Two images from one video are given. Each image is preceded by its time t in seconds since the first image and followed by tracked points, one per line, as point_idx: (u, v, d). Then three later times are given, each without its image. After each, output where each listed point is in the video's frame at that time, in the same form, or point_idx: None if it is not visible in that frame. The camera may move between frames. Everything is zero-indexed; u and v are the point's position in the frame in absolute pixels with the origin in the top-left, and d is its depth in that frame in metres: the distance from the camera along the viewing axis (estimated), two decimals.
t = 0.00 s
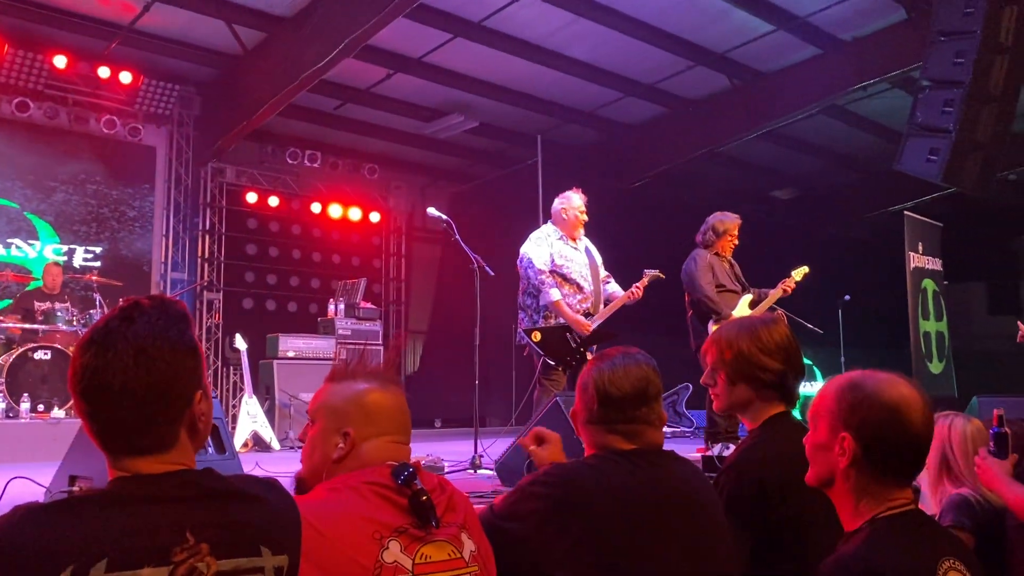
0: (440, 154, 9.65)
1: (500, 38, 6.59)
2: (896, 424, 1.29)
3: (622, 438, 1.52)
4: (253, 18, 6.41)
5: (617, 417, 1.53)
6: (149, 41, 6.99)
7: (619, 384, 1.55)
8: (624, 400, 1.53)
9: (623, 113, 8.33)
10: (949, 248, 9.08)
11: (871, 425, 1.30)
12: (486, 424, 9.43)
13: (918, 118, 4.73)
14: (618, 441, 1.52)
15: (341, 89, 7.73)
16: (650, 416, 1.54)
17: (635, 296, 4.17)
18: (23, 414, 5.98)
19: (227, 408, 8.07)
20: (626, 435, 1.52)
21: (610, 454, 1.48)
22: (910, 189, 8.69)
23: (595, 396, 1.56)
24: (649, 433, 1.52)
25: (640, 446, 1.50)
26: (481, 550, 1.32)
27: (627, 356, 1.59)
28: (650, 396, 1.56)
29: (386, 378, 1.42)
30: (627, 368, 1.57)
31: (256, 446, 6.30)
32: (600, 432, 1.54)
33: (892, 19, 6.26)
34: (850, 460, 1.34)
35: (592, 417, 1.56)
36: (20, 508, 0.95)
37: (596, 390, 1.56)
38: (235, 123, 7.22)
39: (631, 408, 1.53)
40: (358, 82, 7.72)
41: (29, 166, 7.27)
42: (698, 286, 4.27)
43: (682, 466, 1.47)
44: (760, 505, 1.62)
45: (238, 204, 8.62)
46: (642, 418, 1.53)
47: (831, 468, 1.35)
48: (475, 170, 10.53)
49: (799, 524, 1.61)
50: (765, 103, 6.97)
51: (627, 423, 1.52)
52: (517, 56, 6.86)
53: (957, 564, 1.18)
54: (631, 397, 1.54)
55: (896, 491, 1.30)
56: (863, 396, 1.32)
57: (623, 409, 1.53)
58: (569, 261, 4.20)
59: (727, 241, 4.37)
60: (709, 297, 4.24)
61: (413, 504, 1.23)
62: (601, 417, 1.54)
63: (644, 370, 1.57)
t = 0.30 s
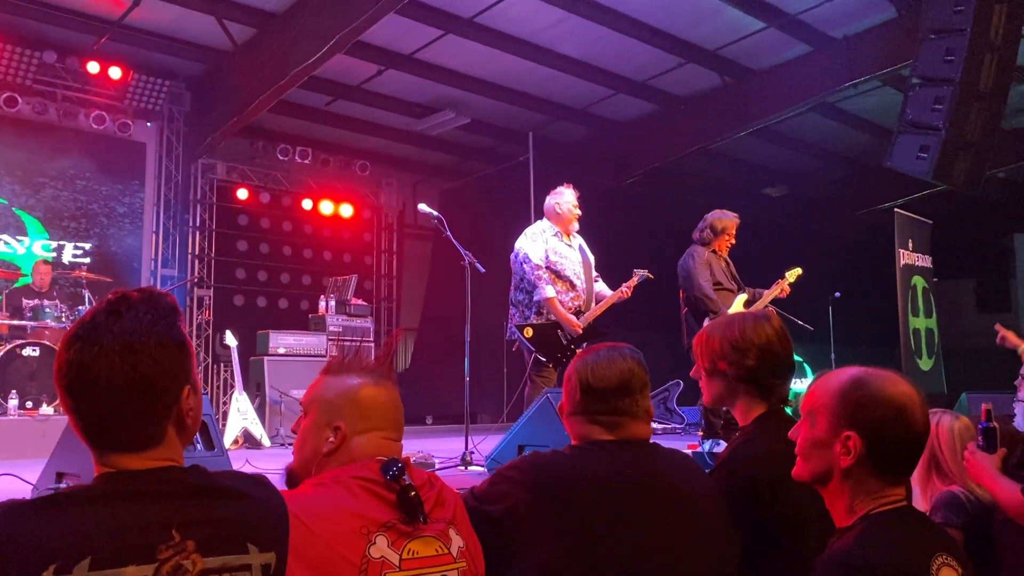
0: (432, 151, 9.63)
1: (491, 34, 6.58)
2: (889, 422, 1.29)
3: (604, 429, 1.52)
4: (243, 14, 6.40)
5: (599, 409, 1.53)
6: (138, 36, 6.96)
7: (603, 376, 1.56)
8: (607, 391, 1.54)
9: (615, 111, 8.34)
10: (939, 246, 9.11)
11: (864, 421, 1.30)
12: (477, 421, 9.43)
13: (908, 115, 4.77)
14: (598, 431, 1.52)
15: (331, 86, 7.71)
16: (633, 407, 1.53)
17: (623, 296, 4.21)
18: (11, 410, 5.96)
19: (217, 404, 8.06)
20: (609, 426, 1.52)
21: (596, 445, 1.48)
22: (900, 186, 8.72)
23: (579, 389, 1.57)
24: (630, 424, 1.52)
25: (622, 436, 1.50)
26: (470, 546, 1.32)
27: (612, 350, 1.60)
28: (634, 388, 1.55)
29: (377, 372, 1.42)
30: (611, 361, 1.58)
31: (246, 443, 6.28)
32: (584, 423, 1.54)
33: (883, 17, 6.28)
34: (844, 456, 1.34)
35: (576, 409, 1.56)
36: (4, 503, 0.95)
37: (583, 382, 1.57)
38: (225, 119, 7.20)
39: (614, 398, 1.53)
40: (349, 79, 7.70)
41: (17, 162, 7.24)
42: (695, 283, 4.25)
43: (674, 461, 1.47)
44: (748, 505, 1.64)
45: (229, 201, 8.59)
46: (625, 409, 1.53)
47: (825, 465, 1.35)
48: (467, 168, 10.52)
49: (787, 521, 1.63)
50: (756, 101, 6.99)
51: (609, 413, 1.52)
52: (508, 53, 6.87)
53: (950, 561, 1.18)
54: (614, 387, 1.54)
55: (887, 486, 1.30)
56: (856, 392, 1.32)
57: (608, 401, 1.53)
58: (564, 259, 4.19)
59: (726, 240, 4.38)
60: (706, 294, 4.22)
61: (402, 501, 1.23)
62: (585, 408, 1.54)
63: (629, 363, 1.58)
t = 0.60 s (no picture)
0: (427, 149, 9.61)
1: (486, 32, 6.58)
2: (877, 421, 1.30)
3: (585, 429, 1.53)
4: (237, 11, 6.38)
5: (580, 409, 1.54)
6: (131, 34, 6.93)
7: (583, 377, 1.56)
8: (587, 392, 1.54)
9: (611, 110, 8.34)
10: (933, 245, 9.13)
11: (858, 420, 1.31)
12: (472, 420, 9.42)
13: (902, 115, 4.77)
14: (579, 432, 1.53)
15: (325, 83, 7.69)
16: (614, 408, 1.54)
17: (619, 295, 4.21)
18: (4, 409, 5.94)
19: (211, 403, 8.03)
20: (590, 426, 1.53)
21: (584, 441, 1.48)
22: (895, 185, 8.73)
23: (560, 389, 1.57)
24: (610, 425, 1.53)
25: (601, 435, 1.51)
26: (465, 544, 1.32)
27: (593, 349, 1.60)
28: (615, 387, 1.55)
29: (368, 371, 1.42)
30: (592, 361, 1.57)
31: (240, 442, 6.26)
32: (565, 423, 1.56)
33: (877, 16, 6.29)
34: (838, 455, 1.34)
35: (558, 410, 1.57)
36: None
37: (564, 382, 1.57)
38: (219, 117, 7.18)
39: (595, 399, 1.54)
40: (344, 76, 7.69)
41: (10, 160, 7.22)
42: (697, 287, 4.25)
43: (669, 461, 1.47)
44: (737, 504, 1.70)
45: (224, 199, 8.57)
46: (606, 410, 1.53)
47: (820, 464, 1.36)
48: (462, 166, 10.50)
49: (778, 516, 1.67)
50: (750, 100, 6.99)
51: (590, 414, 1.54)
52: (503, 51, 6.86)
53: (944, 556, 1.19)
54: (595, 388, 1.54)
55: (882, 484, 1.30)
56: (849, 392, 1.33)
57: (592, 402, 1.54)
58: (561, 257, 4.19)
59: (726, 244, 4.38)
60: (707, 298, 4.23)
61: (398, 499, 1.23)
62: (567, 409, 1.55)
63: (610, 362, 1.58)
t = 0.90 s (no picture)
0: (423, 147, 9.59)
1: (482, 31, 6.58)
2: (876, 418, 1.30)
3: (582, 427, 1.53)
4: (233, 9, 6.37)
5: (577, 408, 1.54)
6: (126, 32, 6.91)
7: (579, 375, 1.56)
8: (584, 390, 1.54)
9: (606, 108, 8.34)
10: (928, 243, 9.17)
11: (859, 418, 1.31)
12: (467, 419, 9.42)
13: (897, 113, 4.74)
14: (577, 430, 1.53)
15: (321, 81, 7.68)
16: (611, 405, 1.54)
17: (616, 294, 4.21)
18: None
19: (206, 402, 8.01)
20: (587, 425, 1.53)
21: (581, 441, 1.48)
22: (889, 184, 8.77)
23: (556, 388, 1.57)
24: (607, 422, 1.53)
25: (599, 434, 1.51)
26: (463, 542, 1.32)
27: (589, 347, 1.59)
28: (612, 386, 1.55)
29: (363, 370, 1.42)
30: (589, 358, 1.57)
31: (236, 440, 6.26)
32: (562, 422, 1.55)
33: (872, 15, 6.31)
34: (837, 453, 1.35)
35: (555, 409, 1.56)
36: None
37: (559, 378, 1.57)
38: (215, 115, 7.16)
39: (592, 398, 1.54)
40: (340, 75, 7.68)
41: (4, 157, 7.18)
42: (695, 290, 4.26)
43: (665, 458, 1.48)
44: (732, 501, 1.70)
45: (219, 197, 8.55)
46: (602, 407, 1.53)
47: (820, 462, 1.36)
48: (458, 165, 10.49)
49: (772, 511, 1.68)
50: (745, 99, 7.01)
51: (587, 414, 1.53)
52: (498, 49, 6.86)
53: (943, 553, 1.19)
54: (591, 387, 1.54)
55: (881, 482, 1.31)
56: (849, 390, 1.33)
57: (587, 399, 1.54)
58: (558, 256, 4.19)
59: (722, 244, 4.38)
60: (705, 299, 4.24)
61: (398, 498, 1.23)
62: (563, 409, 1.55)
63: (607, 360, 1.57)
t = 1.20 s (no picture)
0: (420, 145, 9.57)
1: (479, 28, 6.57)
2: (877, 417, 1.30)
3: (583, 426, 1.53)
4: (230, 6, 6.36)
5: (578, 407, 1.54)
6: (121, 28, 6.88)
7: (579, 374, 1.55)
8: (585, 389, 1.54)
9: (604, 106, 8.34)
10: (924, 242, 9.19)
11: (858, 418, 1.32)
12: (464, 416, 9.43)
13: (895, 112, 4.75)
14: (578, 429, 1.53)
15: (317, 79, 7.67)
16: (611, 404, 1.54)
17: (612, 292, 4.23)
18: None
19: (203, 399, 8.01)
20: (587, 424, 1.53)
21: (580, 440, 1.48)
22: (885, 182, 8.79)
23: (555, 387, 1.57)
24: (608, 421, 1.53)
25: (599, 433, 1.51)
26: (461, 541, 1.32)
27: (587, 345, 1.59)
28: (611, 384, 1.56)
29: (359, 369, 1.41)
30: (589, 357, 1.57)
31: (233, 438, 6.25)
32: (562, 421, 1.55)
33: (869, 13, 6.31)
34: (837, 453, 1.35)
35: (555, 408, 1.56)
36: None
37: (558, 376, 1.57)
38: (211, 113, 7.14)
39: (591, 396, 1.54)
40: (336, 72, 7.66)
41: None
42: (695, 289, 4.27)
43: (664, 456, 1.48)
44: (729, 500, 1.70)
45: (215, 194, 8.54)
46: (603, 406, 1.53)
47: (820, 463, 1.36)
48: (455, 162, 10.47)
49: (769, 508, 1.68)
50: (742, 97, 7.01)
51: (587, 413, 1.53)
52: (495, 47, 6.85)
53: (947, 554, 1.21)
54: (592, 385, 1.54)
55: (882, 482, 1.31)
56: (849, 389, 1.34)
57: (587, 397, 1.54)
58: (558, 254, 4.19)
59: (721, 242, 4.38)
60: (704, 298, 4.24)
61: (396, 497, 1.23)
62: (563, 407, 1.55)
63: (606, 358, 1.57)
